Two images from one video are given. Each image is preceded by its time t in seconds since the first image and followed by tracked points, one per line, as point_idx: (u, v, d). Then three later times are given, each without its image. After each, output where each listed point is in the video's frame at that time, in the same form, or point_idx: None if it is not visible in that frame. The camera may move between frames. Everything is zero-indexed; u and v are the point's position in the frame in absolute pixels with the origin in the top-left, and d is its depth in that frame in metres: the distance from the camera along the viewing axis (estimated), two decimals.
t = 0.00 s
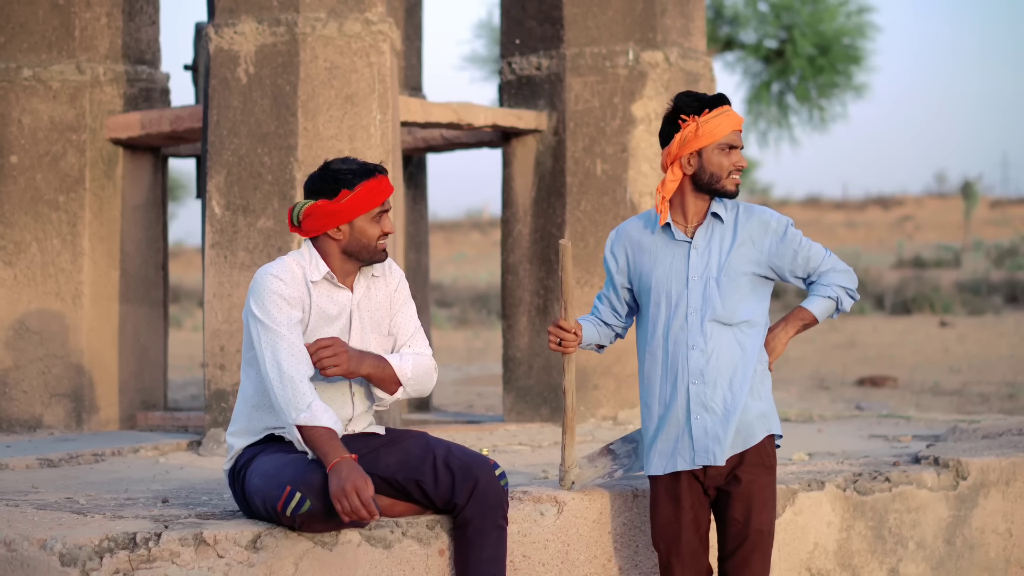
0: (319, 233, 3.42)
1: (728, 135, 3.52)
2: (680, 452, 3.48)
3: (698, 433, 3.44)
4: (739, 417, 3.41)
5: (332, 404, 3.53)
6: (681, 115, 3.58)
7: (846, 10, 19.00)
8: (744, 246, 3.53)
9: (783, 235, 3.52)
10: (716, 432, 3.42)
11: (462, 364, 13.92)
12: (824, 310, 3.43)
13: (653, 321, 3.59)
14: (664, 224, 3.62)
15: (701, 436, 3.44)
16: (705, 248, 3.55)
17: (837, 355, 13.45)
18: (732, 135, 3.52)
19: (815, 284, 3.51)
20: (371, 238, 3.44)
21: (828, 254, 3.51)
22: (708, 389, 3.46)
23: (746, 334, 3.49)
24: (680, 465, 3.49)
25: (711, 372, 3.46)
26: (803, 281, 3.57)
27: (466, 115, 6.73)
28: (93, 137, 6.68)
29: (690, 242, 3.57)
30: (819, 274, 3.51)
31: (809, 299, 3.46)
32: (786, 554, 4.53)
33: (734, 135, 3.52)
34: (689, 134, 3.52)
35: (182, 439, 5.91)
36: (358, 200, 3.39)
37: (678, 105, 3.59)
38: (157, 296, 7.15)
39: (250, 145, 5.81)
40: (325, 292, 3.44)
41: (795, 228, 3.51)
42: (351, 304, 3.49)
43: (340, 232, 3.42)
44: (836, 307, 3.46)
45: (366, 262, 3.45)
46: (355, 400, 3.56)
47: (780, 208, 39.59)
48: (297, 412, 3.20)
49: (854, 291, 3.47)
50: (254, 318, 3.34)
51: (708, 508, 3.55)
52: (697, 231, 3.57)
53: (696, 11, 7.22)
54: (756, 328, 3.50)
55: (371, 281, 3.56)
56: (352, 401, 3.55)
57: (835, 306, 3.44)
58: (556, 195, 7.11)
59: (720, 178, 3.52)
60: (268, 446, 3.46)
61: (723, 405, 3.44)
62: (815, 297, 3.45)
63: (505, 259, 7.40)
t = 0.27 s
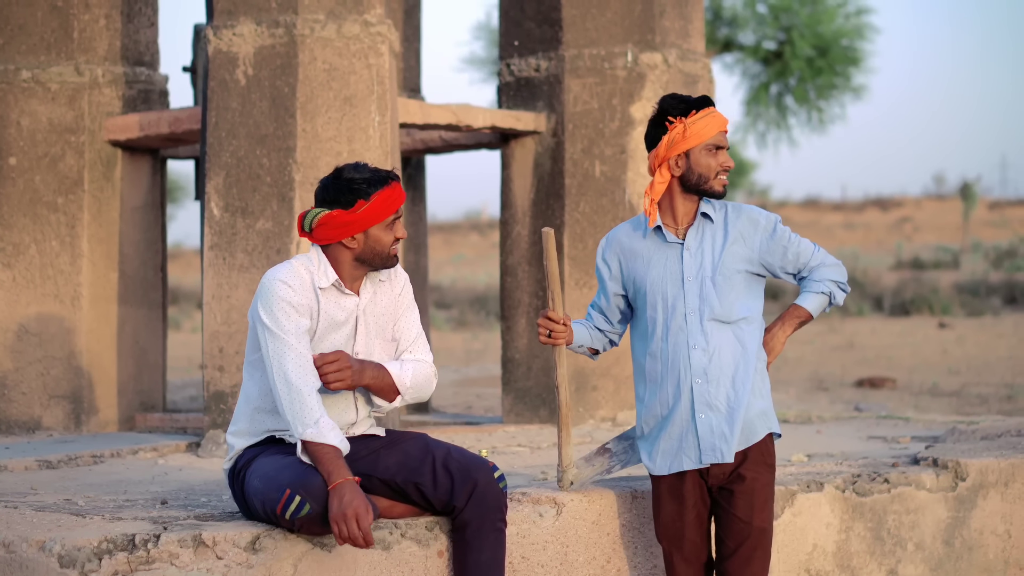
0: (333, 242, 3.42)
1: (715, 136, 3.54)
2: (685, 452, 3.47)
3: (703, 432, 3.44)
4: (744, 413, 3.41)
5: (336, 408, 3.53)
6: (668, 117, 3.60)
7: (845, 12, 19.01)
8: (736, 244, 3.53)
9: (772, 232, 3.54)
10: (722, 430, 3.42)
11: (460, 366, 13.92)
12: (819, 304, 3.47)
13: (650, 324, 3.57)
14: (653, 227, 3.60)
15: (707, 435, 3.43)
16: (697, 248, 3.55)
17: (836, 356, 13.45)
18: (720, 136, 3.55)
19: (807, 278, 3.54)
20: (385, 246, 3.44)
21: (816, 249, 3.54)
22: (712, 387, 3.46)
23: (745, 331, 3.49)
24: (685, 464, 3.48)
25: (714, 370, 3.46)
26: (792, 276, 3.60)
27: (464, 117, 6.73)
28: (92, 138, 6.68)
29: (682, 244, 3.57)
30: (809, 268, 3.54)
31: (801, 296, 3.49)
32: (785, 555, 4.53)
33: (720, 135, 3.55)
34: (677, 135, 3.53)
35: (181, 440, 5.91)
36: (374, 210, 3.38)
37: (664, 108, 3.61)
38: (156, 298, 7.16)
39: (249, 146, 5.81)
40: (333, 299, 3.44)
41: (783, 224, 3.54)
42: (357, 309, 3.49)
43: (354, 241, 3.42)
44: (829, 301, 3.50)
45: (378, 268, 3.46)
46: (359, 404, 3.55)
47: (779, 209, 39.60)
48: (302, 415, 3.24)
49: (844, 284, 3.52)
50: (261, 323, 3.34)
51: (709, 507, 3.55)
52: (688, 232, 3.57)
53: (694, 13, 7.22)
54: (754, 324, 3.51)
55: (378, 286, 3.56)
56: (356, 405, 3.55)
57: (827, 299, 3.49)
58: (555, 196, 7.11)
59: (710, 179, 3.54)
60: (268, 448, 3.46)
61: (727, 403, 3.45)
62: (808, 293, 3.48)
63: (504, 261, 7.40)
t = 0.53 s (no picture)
0: (339, 247, 3.41)
1: (706, 137, 3.55)
2: (686, 453, 3.47)
3: (704, 432, 3.44)
4: (744, 413, 3.41)
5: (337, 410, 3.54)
6: (659, 121, 3.60)
7: (844, 13, 19.01)
8: (732, 245, 3.53)
9: (767, 232, 3.54)
10: (723, 430, 3.42)
11: (460, 368, 13.91)
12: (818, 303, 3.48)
13: (650, 327, 3.58)
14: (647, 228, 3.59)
15: (707, 435, 3.43)
16: (694, 249, 3.55)
17: (835, 358, 13.44)
18: (711, 138, 3.55)
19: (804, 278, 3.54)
20: (391, 250, 3.44)
21: (813, 249, 3.54)
22: (711, 388, 3.46)
23: (744, 331, 3.49)
24: (686, 465, 3.48)
25: (713, 370, 3.46)
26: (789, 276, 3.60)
27: (464, 119, 6.73)
28: (91, 140, 6.68)
29: (678, 246, 3.58)
30: (806, 268, 3.54)
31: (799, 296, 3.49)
32: (783, 558, 4.53)
33: (711, 137, 3.55)
34: (667, 139, 3.53)
35: (180, 443, 5.91)
36: (381, 216, 3.38)
37: (654, 112, 3.61)
38: (155, 300, 7.16)
39: (248, 149, 5.81)
40: (336, 302, 3.45)
41: (778, 225, 3.54)
42: (360, 313, 3.50)
43: (360, 246, 3.41)
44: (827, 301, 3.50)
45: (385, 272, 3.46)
46: (359, 405, 3.56)
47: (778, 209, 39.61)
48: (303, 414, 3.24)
49: (841, 283, 3.52)
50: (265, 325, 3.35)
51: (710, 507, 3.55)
52: (683, 235, 3.58)
53: (693, 15, 7.22)
54: (753, 324, 3.51)
55: (379, 289, 3.56)
56: (356, 407, 3.56)
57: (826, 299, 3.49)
58: (554, 198, 7.11)
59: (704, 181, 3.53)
60: (268, 449, 3.46)
61: (727, 403, 3.45)
62: (805, 293, 3.48)
63: (503, 263, 7.40)
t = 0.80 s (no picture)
0: (335, 249, 3.43)
1: (708, 139, 3.55)
2: (681, 455, 3.47)
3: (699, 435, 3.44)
4: (739, 417, 3.40)
5: (334, 416, 3.52)
6: (660, 122, 3.60)
7: (844, 15, 19.02)
8: (732, 249, 3.53)
9: (768, 235, 3.53)
10: (718, 433, 3.42)
11: (459, 370, 13.92)
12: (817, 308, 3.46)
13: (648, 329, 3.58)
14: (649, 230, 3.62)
15: (702, 438, 3.43)
16: (694, 252, 3.55)
17: (835, 360, 13.44)
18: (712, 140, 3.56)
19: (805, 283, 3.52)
20: (386, 250, 3.46)
21: (815, 254, 3.53)
22: (707, 390, 3.46)
23: (742, 334, 3.48)
24: (681, 467, 3.48)
25: (710, 373, 3.46)
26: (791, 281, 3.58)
27: (463, 121, 6.73)
28: (91, 143, 6.68)
29: (678, 248, 3.58)
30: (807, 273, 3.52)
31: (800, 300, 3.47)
32: (783, 561, 4.53)
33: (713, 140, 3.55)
34: (669, 140, 3.54)
35: (179, 445, 5.90)
36: (376, 217, 3.39)
37: (657, 114, 3.62)
38: (154, 302, 7.16)
39: (248, 151, 5.81)
40: (332, 306, 3.45)
41: (780, 229, 3.53)
42: (358, 317, 3.50)
43: (357, 247, 3.43)
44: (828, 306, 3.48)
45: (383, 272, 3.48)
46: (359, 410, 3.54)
47: (778, 211, 39.62)
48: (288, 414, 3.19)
49: (843, 289, 3.50)
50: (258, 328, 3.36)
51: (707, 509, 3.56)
52: (684, 236, 3.58)
53: (693, 17, 7.22)
54: (752, 328, 3.50)
55: (375, 292, 3.57)
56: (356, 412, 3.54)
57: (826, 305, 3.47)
58: (553, 200, 7.11)
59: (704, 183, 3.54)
60: (267, 452, 3.46)
61: (722, 406, 3.44)
62: (806, 298, 3.47)
63: (503, 265, 7.39)
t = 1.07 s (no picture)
0: (328, 246, 3.44)
1: (706, 138, 3.53)
2: (679, 452, 3.48)
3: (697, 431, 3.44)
4: (738, 414, 3.40)
5: (332, 414, 3.51)
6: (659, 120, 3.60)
7: (843, 14, 19.02)
8: (732, 247, 3.53)
9: (769, 233, 3.53)
10: (715, 430, 3.42)
11: (458, 367, 13.92)
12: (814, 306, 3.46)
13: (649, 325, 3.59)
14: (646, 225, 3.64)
15: (700, 435, 3.43)
16: (694, 249, 3.55)
17: (834, 358, 13.44)
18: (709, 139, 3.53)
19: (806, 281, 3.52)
20: (378, 247, 3.47)
21: (817, 252, 3.52)
22: (706, 388, 3.46)
23: (742, 332, 3.48)
24: (679, 464, 3.49)
25: (708, 371, 3.46)
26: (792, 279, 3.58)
27: (463, 118, 6.73)
28: (90, 140, 6.68)
29: (678, 245, 3.58)
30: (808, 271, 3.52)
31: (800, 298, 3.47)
32: (782, 557, 4.53)
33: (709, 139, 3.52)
34: (666, 138, 3.54)
35: (179, 441, 5.90)
36: (369, 214, 3.40)
37: (658, 111, 3.61)
38: (154, 299, 7.16)
39: (247, 148, 5.81)
40: (325, 304, 3.46)
41: (781, 226, 3.52)
42: (352, 313, 3.52)
43: (349, 244, 3.44)
44: (829, 303, 3.49)
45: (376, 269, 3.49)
46: (356, 408, 3.55)
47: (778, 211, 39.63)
48: (271, 421, 3.21)
49: (845, 287, 3.51)
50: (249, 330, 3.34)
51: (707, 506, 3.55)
52: (685, 234, 3.58)
53: (693, 15, 7.22)
54: (751, 326, 3.49)
55: (367, 290, 3.60)
56: (353, 410, 3.55)
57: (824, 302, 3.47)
58: (553, 198, 7.11)
59: (700, 181, 3.53)
60: (263, 450, 3.45)
61: (721, 404, 3.44)
62: (807, 296, 3.47)
63: (502, 262, 7.40)
